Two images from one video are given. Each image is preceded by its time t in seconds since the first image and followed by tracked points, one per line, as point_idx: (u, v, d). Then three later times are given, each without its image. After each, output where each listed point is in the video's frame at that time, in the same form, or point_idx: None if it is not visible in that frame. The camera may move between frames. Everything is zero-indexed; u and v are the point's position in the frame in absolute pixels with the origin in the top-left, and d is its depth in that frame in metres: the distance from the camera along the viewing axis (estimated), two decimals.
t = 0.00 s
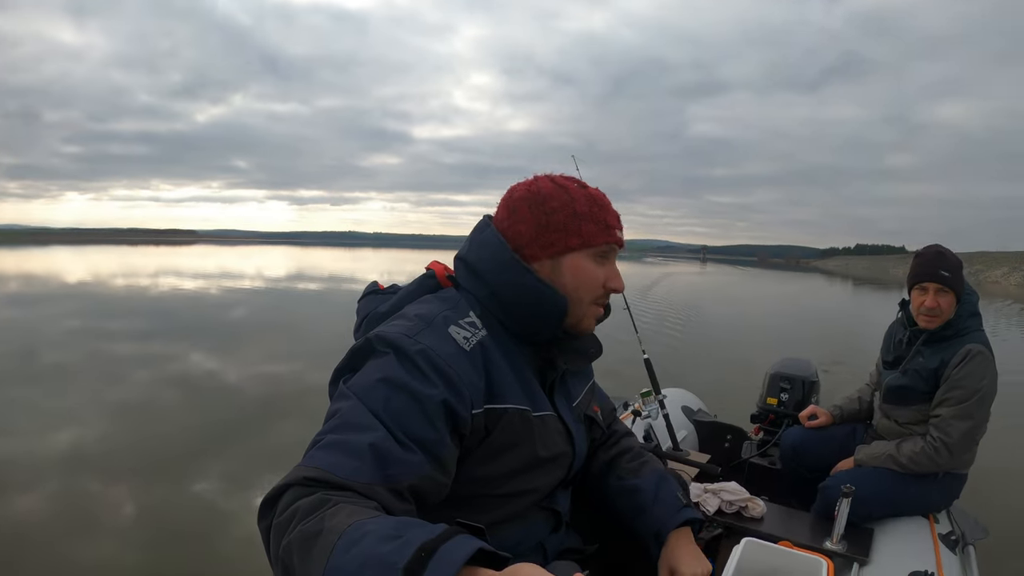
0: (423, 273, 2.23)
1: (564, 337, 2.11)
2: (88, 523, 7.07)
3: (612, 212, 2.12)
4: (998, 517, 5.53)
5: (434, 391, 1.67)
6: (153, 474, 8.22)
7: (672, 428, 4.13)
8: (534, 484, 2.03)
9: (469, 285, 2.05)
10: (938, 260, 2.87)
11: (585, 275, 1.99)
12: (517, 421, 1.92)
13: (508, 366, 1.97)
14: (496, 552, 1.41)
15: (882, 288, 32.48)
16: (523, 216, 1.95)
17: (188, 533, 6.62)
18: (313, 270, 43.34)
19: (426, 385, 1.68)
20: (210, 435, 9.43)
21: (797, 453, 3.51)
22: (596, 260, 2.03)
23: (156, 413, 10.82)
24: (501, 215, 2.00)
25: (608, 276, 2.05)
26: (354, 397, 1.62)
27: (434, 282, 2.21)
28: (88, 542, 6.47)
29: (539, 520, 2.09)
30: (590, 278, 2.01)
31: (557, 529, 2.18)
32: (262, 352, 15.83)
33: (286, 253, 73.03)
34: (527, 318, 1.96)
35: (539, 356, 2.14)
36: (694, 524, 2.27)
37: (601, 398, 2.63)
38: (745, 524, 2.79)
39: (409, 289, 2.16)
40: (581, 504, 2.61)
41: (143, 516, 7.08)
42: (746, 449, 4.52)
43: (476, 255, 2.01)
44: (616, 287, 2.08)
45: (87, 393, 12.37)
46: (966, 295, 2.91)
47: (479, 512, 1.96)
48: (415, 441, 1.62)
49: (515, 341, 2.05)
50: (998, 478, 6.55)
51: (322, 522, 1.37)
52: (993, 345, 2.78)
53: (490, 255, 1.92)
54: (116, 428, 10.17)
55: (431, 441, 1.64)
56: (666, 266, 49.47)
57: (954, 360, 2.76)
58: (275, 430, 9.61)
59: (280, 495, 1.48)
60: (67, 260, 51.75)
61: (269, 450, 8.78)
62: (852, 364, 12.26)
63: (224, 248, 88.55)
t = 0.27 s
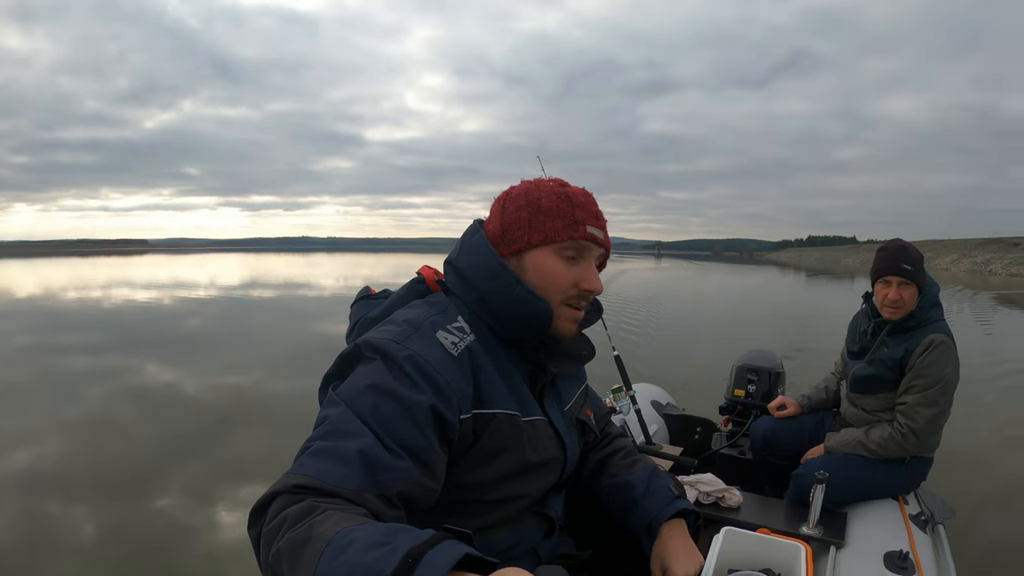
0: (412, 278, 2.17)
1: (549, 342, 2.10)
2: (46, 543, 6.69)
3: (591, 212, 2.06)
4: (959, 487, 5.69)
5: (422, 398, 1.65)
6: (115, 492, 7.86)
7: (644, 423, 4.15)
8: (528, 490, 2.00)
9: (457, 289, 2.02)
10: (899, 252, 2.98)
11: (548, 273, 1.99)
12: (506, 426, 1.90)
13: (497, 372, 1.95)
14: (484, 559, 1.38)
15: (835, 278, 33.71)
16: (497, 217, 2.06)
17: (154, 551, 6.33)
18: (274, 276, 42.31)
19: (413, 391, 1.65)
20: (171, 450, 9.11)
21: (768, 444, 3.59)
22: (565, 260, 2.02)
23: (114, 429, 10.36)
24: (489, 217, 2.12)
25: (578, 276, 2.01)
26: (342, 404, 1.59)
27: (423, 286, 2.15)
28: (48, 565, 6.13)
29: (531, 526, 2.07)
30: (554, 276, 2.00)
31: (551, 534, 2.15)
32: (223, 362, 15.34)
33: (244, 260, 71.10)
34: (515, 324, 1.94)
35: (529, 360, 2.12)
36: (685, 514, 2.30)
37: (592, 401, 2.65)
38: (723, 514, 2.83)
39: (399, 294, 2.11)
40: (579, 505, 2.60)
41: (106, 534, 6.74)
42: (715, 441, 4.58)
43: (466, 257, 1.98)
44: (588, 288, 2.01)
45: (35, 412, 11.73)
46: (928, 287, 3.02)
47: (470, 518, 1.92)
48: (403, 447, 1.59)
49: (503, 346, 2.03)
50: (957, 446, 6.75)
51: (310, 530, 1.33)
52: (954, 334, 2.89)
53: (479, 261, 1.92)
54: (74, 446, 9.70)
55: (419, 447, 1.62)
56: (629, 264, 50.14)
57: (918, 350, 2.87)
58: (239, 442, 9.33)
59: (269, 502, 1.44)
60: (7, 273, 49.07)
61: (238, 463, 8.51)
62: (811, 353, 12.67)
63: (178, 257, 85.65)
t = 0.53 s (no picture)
0: (392, 287, 2.13)
1: (525, 351, 2.07)
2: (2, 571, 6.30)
3: (541, 218, 1.97)
4: (916, 468, 5.94)
5: (403, 406, 1.60)
6: (73, 511, 7.45)
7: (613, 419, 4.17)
8: (512, 495, 1.98)
9: (435, 300, 1.98)
10: (854, 244, 3.07)
11: (495, 281, 1.97)
12: (487, 433, 1.87)
13: (477, 380, 1.92)
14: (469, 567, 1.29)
15: (789, 267, 34.88)
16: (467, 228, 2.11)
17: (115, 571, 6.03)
18: (230, 283, 41.05)
19: (394, 399, 1.61)
20: (129, 467, 8.72)
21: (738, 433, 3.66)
22: (512, 267, 1.98)
23: (69, 448, 9.85)
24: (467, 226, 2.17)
25: (523, 284, 1.95)
26: (323, 414, 1.53)
27: (403, 296, 2.09)
28: None
29: (519, 532, 2.06)
30: (503, 283, 1.96)
31: (538, 540, 2.14)
32: (180, 374, 14.77)
33: (198, 268, 68.72)
34: (487, 336, 1.91)
35: (508, 369, 2.10)
36: (663, 494, 2.31)
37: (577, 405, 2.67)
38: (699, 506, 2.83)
39: (378, 304, 2.05)
40: (569, 513, 2.54)
41: (65, 557, 6.39)
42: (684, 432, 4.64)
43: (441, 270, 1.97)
44: (534, 298, 1.93)
45: None
46: (886, 276, 3.14)
47: (452, 526, 1.89)
48: (385, 457, 1.54)
49: (479, 355, 2.00)
50: (912, 431, 7.05)
51: (293, 543, 1.27)
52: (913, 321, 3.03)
53: (453, 277, 1.90)
54: (25, 465, 9.17)
55: (402, 457, 1.57)
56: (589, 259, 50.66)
57: (880, 337, 2.98)
58: (201, 455, 8.99)
59: (253, 516, 1.39)
60: None
61: (200, 476, 8.18)
62: (771, 341, 13.05)
63: (127, 266, 82.10)
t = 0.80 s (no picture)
0: (384, 283, 2.14)
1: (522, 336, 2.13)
2: None
3: (527, 207, 2.01)
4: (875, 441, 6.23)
5: (400, 392, 1.61)
6: (18, 530, 7.05)
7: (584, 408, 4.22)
8: (513, 483, 1.99)
9: (427, 293, 2.01)
10: (791, 229, 3.36)
11: (485, 269, 2.00)
12: (485, 419, 1.88)
13: (472, 368, 1.94)
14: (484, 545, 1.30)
15: (741, 254, 36.05)
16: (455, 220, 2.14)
17: None
18: (179, 290, 39.50)
19: (392, 387, 1.62)
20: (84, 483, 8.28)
21: (707, 416, 3.75)
22: (501, 255, 2.01)
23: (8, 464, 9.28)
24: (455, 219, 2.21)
25: (513, 271, 1.98)
26: (323, 407, 1.54)
27: (396, 291, 2.12)
28: None
29: (520, 521, 2.09)
30: (493, 272, 1.99)
31: (540, 530, 2.18)
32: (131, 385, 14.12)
33: (144, 275, 65.76)
34: (480, 324, 1.94)
35: (501, 357, 2.13)
36: (646, 453, 2.28)
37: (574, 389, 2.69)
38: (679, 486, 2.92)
39: (372, 301, 2.07)
40: (564, 497, 2.58)
41: None
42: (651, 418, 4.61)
43: (432, 264, 2.00)
44: (525, 284, 1.96)
45: None
46: (843, 257, 3.33)
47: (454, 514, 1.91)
48: (388, 444, 1.55)
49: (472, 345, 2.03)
50: (870, 406, 7.38)
51: (307, 532, 1.27)
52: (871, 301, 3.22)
53: (444, 270, 1.93)
54: None
55: (404, 443, 1.58)
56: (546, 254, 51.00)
57: (841, 316, 3.16)
58: (162, 470, 8.64)
59: (262, 510, 1.39)
60: None
61: (159, 492, 7.88)
62: (729, 327, 13.47)
63: (65, 277, 77.83)
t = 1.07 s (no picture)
0: (380, 266, 2.15)
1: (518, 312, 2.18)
2: None
3: (519, 182, 2.10)
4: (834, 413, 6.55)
5: (401, 364, 1.66)
6: None
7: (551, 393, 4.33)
8: (515, 454, 2.01)
9: (424, 273, 2.07)
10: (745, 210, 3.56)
11: (481, 244, 2.07)
12: (485, 388, 1.92)
13: (468, 341, 1.98)
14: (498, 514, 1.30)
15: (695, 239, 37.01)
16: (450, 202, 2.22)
17: None
18: (124, 298, 37.70)
19: (390, 359, 1.65)
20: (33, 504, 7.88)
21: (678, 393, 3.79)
22: (496, 230, 2.08)
23: None
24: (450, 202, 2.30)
25: (508, 243, 2.05)
26: (322, 384, 1.57)
27: (393, 273, 2.14)
28: None
29: (526, 497, 2.10)
30: (491, 246, 2.06)
31: (545, 506, 2.21)
32: (78, 399, 13.42)
33: (82, 284, 62.41)
34: (473, 299, 1.99)
35: (496, 331, 2.17)
36: (637, 419, 2.18)
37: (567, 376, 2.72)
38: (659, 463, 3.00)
39: (367, 282, 2.08)
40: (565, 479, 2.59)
41: None
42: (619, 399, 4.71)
43: (430, 243, 2.05)
44: (520, 254, 2.03)
45: None
46: (800, 232, 3.46)
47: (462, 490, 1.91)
48: (392, 416, 1.59)
49: (468, 319, 2.07)
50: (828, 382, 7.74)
51: (321, 513, 1.30)
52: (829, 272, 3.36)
53: (441, 247, 2.00)
54: None
55: (405, 413, 1.62)
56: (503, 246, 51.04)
57: (803, 289, 3.29)
58: (118, 486, 8.29)
59: (273, 496, 1.41)
60: None
61: (115, 506, 7.55)
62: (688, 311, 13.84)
63: None
